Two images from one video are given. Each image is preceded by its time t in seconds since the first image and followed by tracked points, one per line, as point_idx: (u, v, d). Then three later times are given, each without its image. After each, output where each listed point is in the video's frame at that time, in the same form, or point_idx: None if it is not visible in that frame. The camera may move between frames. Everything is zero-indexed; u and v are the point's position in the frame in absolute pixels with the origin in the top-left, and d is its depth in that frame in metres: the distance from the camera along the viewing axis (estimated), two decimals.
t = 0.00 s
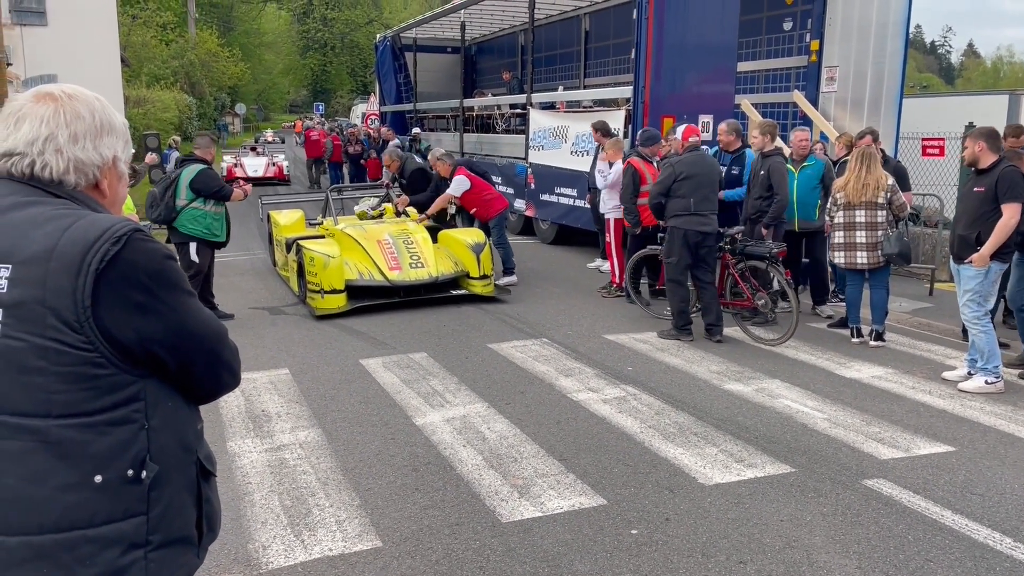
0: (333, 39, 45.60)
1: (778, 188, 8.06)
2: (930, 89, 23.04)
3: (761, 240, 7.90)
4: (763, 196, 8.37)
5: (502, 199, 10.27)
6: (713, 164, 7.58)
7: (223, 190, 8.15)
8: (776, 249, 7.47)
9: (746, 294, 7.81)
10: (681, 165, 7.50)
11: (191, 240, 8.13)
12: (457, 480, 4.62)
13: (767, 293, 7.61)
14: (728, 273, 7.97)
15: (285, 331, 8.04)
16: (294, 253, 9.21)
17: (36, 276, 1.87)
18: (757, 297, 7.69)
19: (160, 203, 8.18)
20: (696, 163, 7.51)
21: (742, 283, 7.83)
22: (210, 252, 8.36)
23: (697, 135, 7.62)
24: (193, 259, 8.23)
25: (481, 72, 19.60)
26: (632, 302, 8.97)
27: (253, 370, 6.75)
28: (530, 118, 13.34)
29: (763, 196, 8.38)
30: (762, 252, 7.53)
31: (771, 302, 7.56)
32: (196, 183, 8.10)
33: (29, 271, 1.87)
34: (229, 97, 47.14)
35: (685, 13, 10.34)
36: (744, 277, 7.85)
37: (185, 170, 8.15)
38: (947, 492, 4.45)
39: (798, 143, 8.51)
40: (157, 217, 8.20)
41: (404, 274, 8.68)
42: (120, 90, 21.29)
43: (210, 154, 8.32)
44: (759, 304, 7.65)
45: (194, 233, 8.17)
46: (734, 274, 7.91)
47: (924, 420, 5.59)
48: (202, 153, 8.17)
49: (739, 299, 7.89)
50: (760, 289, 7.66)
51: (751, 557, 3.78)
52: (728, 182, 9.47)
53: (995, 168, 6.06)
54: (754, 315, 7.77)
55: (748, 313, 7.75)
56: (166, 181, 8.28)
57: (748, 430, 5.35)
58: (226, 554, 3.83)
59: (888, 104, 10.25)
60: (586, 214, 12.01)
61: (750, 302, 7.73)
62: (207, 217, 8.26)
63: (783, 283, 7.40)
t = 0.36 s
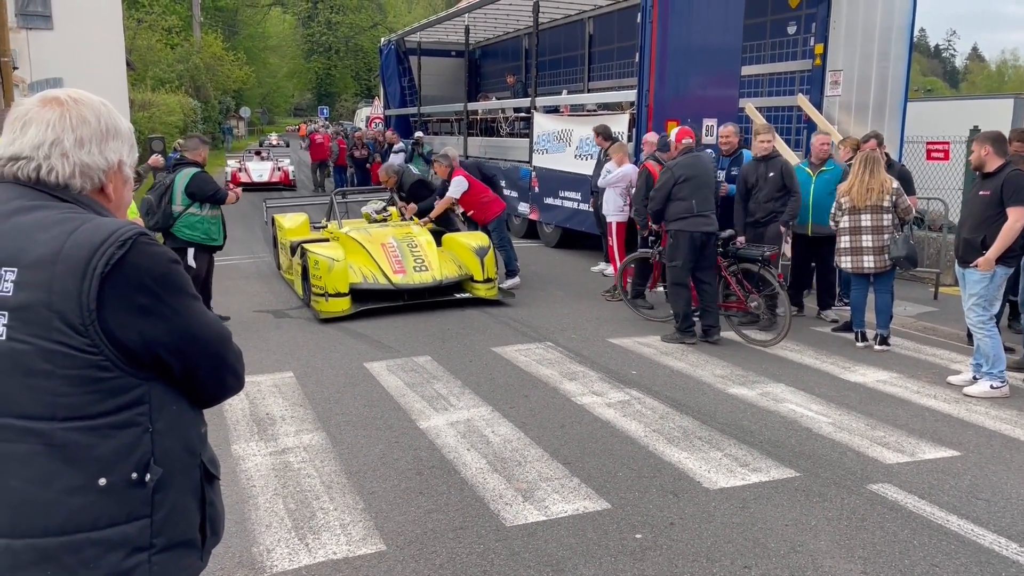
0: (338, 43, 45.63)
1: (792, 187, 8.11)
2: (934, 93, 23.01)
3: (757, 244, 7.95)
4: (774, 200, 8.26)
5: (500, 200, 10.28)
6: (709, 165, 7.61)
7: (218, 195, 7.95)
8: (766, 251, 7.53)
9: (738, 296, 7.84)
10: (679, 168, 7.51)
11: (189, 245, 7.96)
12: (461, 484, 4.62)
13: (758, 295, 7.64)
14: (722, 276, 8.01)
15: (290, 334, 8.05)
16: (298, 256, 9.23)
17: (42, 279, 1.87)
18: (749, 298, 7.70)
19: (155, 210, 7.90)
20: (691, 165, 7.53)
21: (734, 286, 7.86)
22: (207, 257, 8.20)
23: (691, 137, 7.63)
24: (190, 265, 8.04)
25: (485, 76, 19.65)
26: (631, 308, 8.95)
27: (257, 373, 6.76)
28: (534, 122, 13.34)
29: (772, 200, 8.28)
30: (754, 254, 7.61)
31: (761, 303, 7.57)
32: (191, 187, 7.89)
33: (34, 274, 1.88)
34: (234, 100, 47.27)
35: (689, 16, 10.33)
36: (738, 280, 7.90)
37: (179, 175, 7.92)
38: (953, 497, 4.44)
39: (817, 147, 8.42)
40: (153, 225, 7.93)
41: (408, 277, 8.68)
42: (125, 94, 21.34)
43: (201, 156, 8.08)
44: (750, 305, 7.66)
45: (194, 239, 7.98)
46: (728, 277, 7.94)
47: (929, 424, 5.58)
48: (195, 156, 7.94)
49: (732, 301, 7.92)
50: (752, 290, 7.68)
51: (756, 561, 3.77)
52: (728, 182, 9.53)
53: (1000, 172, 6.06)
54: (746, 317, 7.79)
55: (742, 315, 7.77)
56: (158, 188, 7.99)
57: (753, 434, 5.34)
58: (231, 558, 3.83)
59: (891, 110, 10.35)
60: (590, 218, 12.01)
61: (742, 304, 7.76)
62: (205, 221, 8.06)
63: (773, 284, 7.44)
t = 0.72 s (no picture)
0: (343, 47, 45.66)
1: (803, 194, 8.24)
2: (939, 97, 22.97)
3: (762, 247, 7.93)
4: (786, 206, 8.24)
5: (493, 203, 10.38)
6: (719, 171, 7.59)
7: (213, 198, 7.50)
8: (771, 254, 7.49)
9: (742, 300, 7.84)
10: (689, 172, 7.49)
11: (189, 250, 7.54)
12: (466, 488, 4.61)
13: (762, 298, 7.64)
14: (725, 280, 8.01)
15: (294, 338, 8.06)
16: (303, 259, 9.24)
17: (49, 284, 1.88)
18: (753, 302, 7.70)
19: (154, 212, 7.54)
20: (699, 170, 7.48)
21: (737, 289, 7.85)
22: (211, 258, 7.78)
23: (703, 141, 7.61)
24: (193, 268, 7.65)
25: (489, 80, 19.69)
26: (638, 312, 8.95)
27: (262, 377, 6.76)
28: (538, 126, 13.36)
29: (785, 205, 8.23)
30: (758, 257, 7.56)
31: (763, 307, 7.57)
32: (187, 189, 7.45)
33: (41, 278, 1.88)
34: (238, 104, 47.38)
35: (693, 20, 10.33)
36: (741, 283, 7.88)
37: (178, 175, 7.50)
38: (958, 502, 4.42)
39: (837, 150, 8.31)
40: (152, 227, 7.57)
41: (413, 281, 8.69)
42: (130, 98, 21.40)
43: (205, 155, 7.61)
44: (754, 310, 7.66)
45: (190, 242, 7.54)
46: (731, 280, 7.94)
47: (934, 429, 5.56)
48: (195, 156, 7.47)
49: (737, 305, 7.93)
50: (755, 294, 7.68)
51: (761, 567, 3.75)
52: (733, 186, 9.46)
53: (1007, 177, 6.04)
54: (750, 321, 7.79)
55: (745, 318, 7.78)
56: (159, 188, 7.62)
57: (758, 439, 5.33)
58: (235, 561, 3.83)
59: (896, 113, 10.25)
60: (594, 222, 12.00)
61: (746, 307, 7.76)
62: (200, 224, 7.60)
63: (777, 288, 7.43)
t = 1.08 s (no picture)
0: (348, 52, 45.74)
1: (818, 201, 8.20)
2: (943, 103, 22.92)
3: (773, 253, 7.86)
4: (803, 212, 8.14)
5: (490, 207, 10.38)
6: (738, 181, 7.55)
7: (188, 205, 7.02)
8: (783, 261, 7.43)
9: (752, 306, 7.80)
10: (706, 178, 7.47)
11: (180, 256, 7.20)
12: (471, 494, 4.61)
13: (772, 305, 7.59)
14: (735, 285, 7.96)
15: (299, 342, 8.07)
16: (308, 265, 9.25)
17: (60, 290, 1.88)
18: (763, 309, 7.66)
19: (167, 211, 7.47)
20: (717, 176, 7.46)
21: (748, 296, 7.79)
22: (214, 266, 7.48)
23: (726, 148, 7.57)
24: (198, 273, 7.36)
25: (494, 86, 19.74)
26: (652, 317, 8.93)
27: (268, 381, 6.77)
28: (543, 132, 13.37)
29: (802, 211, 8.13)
30: (769, 264, 7.49)
31: (774, 315, 7.54)
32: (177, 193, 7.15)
33: (53, 285, 1.89)
34: (243, 109, 47.52)
35: (698, 26, 10.34)
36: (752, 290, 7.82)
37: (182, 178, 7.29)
38: (965, 510, 4.41)
39: (846, 157, 8.49)
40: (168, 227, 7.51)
41: (418, 286, 8.69)
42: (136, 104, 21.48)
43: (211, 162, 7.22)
44: (764, 316, 7.62)
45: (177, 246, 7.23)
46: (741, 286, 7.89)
47: (940, 436, 5.55)
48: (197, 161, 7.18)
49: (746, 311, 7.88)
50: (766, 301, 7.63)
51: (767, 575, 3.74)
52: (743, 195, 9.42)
53: (1015, 184, 6.00)
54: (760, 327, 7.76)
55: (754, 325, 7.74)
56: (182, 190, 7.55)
57: (763, 445, 5.32)
58: (241, 567, 3.83)
59: (902, 120, 10.22)
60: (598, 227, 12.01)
61: (756, 314, 7.72)
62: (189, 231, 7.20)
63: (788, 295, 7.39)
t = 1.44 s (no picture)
0: (353, 58, 45.81)
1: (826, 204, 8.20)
2: (948, 108, 22.79)
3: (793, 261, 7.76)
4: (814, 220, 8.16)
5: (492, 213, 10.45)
6: (755, 186, 7.47)
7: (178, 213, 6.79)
8: (804, 268, 7.31)
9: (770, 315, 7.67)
10: (721, 183, 7.42)
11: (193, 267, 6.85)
12: (476, 501, 4.59)
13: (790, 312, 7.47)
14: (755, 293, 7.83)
15: (304, 348, 8.07)
16: (313, 270, 9.26)
17: (71, 296, 1.88)
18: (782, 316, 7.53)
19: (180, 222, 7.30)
20: (734, 184, 7.40)
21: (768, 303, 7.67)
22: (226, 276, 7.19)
23: (745, 155, 7.51)
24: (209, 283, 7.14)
25: (499, 91, 19.77)
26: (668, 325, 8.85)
27: (273, 387, 6.76)
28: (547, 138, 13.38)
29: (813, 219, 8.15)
30: (790, 271, 7.34)
31: (794, 322, 7.39)
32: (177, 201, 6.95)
33: (63, 291, 1.89)
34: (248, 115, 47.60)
35: (703, 31, 10.33)
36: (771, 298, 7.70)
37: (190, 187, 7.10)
38: (972, 518, 4.39)
39: (858, 164, 8.55)
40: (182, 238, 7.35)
41: (422, 291, 8.68)
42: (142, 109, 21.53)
43: (213, 171, 6.95)
44: (783, 324, 7.48)
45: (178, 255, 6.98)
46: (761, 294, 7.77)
47: (947, 444, 5.52)
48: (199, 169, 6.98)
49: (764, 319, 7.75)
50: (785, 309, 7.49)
51: None
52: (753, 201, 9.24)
53: None
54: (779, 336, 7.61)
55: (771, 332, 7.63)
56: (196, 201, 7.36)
57: (769, 452, 5.30)
58: (245, 573, 3.82)
59: (907, 125, 10.31)
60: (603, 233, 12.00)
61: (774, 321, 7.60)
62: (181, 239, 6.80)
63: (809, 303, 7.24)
